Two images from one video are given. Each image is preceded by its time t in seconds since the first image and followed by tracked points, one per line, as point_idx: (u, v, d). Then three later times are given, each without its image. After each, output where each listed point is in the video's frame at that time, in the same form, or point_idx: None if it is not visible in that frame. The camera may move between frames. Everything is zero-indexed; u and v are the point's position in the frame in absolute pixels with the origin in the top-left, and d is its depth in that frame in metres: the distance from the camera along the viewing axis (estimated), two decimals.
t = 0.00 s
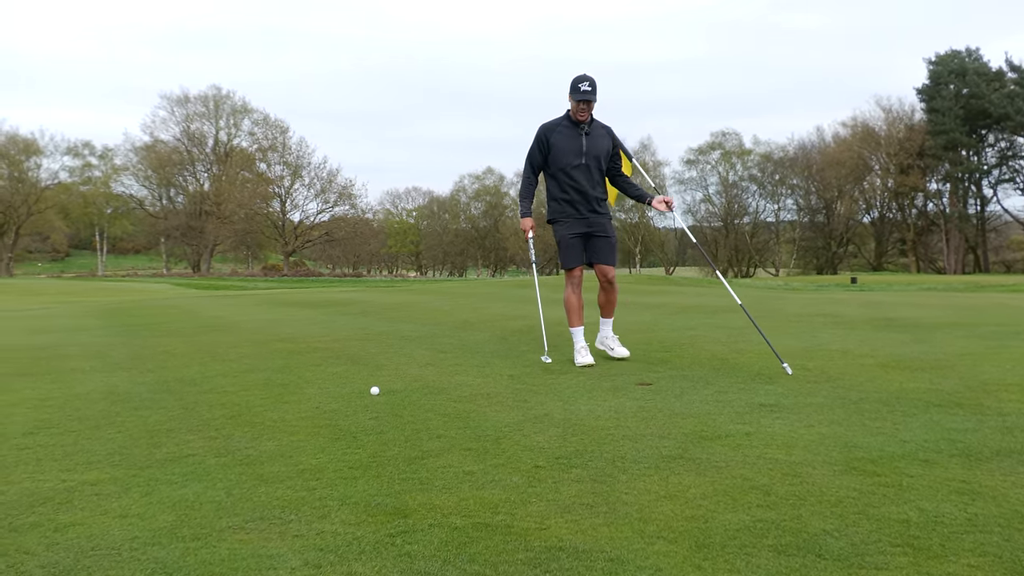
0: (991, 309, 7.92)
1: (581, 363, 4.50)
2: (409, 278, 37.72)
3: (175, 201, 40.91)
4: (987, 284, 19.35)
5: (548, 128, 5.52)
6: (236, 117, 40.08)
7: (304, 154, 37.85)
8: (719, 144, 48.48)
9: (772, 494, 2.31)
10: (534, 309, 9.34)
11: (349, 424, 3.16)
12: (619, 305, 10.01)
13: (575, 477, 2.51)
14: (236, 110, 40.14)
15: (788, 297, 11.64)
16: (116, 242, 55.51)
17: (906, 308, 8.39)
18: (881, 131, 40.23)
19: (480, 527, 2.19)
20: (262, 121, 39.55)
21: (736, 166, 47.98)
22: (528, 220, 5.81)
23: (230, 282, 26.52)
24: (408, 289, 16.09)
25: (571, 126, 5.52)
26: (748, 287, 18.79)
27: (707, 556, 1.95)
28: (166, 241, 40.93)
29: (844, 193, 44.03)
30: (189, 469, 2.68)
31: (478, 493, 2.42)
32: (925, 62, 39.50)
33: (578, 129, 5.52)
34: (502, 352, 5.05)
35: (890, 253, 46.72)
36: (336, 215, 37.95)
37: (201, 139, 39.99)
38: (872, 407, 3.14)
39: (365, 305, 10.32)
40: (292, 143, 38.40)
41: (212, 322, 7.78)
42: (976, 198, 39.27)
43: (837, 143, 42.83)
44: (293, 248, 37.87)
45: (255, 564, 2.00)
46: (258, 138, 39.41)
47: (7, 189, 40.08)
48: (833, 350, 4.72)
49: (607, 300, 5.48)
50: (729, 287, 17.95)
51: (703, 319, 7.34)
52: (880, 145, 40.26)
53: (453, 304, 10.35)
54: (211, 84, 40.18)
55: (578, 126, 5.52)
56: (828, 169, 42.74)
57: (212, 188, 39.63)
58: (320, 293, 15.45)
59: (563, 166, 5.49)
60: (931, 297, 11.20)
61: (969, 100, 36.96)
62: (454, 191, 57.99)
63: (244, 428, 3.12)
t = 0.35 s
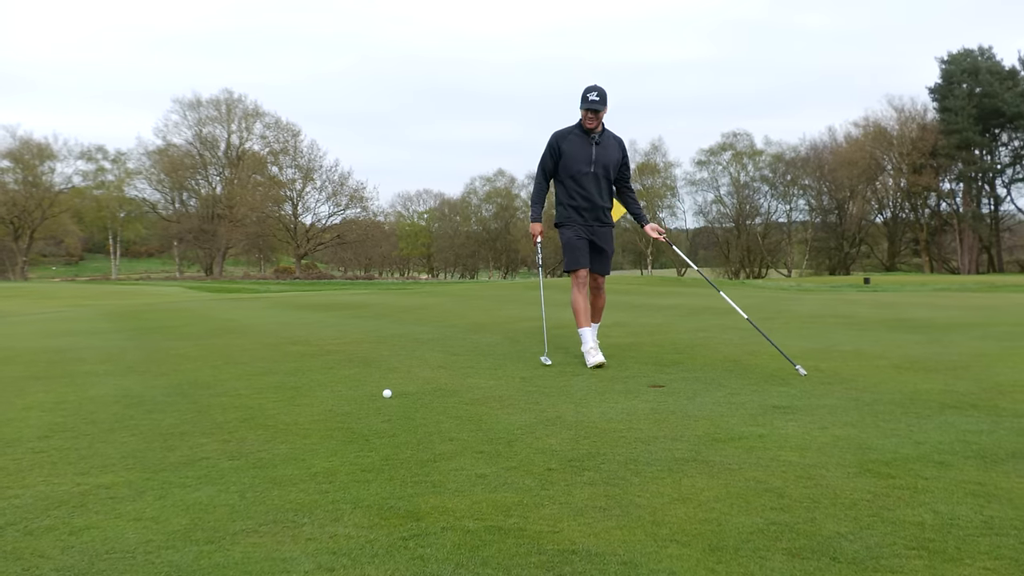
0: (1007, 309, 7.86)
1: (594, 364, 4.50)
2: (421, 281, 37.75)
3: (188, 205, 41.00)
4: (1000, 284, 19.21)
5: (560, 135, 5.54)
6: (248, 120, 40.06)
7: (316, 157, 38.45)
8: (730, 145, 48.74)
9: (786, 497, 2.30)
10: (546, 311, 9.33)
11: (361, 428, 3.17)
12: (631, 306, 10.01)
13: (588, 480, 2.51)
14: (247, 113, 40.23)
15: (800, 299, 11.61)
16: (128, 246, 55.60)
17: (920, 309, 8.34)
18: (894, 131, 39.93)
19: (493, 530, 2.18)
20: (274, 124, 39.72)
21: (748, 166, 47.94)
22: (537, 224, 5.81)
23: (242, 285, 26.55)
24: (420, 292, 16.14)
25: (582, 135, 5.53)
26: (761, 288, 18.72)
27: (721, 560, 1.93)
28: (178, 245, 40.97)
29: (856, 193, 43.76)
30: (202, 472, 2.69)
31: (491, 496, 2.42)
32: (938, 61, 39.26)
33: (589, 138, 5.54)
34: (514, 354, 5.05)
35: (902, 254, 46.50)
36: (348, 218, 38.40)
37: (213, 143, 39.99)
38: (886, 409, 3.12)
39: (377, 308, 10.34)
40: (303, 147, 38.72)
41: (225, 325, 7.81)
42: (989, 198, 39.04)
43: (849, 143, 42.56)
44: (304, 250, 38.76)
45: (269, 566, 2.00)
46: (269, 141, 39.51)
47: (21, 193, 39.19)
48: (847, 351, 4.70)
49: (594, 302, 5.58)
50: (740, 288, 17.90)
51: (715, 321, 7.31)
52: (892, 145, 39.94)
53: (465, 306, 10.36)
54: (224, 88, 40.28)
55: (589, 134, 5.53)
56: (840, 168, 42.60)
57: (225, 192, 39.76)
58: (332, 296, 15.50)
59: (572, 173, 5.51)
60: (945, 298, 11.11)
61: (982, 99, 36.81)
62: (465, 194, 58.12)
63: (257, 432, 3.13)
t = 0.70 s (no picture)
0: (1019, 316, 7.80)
1: (603, 371, 4.49)
2: (429, 285, 37.74)
3: (198, 211, 41.09)
4: (1011, 290, 19.09)
5: (562, 138, 5.56)
6: (257, 126, 40.47)
7: (325, 163, 38.43)
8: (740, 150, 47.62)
9: (796, 504, 2.29)
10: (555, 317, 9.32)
11: (370, 433, 3.17)
12: (639, 312, 9.99)
13: (597, 487, 2.50)
14: (257, 119, 40.53)
15: (810, 305, 11.55)
16: (138, 251, 55.82)
17: (931, 315, 8.29)
18: (903, 136, 39.81)
19: (502, 537, 2.18)
20: (283, 130, 40.04)
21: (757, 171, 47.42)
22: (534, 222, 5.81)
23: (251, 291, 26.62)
24: (428, 297, 16.15)
25: (585, 141, 5.53)
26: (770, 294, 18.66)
27: (730, 567, 1.92)
28: (187, 250, 41.04)
29: (865, 199, 43.56)
30: (211, 477, 2.69)
31: (499, 502, 2.42)
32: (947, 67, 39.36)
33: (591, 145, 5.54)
34: (522, 360, 5.05)
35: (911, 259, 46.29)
36: (356, 223, 38.53)
37: (223, 148, 40.31)
38: (896, 416, 3.11)
39: (385, 314, 10.36)
40: (312, 152, 38.99)
41: (234, 330, 7.83)
42: (999, 202, 39.03)
43: (857, 148, 42.49)
44: (313, 256, 38.34)
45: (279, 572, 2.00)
46: (279, 147, 39.84)
47: (32, 198, 39.24)
48: (857, 356, 4.69)
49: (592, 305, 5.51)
50: (749, 294, 17.84)
51: (724, 327, 7.29)
52: (902, 150, 39.82)
53: (473, 311, 10.36)
54: (233, 94, 40.55)
55: (591, 142, 5.52)
56: (849, 174, 42.40)
57: (234, 198, 39.83)
58: (341, 301, 15.54)
59: (568, 177, 5.51)
60: (956, 305, 11.04)
61: (993, 104, 37.09)
62: (473, 199, 58.28)
63: (266, 437, 3.14)
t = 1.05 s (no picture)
0: None
1: (608, 379, 4.48)
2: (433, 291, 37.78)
3: (203, 216, 41.07)
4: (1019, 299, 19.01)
5: (539, 152, 5.71)
6: (263, 132, 40.61)
7: (331, 168, 38.74)
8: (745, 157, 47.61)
9: (803, 511, 2.28)
10: (560, 323, 9.32)
11: (375, 439, 3.17)
12: (646, 318, 9.98)
13: (603, 493, 2.50)
14: (264, 125, 40.72)
15: (816, 312, 11.53)
16: (144, 255, 56.05)
17: (939, 323, 8.26)
18: (909, 144, 39.83)
19: (507, 543, 2.17)
20: (290, 135, 40.22)
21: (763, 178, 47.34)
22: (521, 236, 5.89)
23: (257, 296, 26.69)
24: (434, 303, 16.16)
25: (561, 152, 5.64)
26: (776, 301, 18.63)
27: None
28: (193, 255, 41.09)
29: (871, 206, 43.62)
30: (216, 482, 2.69)
31: (505, 509, 2.42)
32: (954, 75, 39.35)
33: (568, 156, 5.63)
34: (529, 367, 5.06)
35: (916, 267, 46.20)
36: (361, 229, 38.64)
37: (229, 154, 40.40)
38: (902, 424, 3.10)
39: (391, 319, 10.36)
40: (318, 158, 39.18)
41: (241, 335, 7.85)
42: (1006, 211, 38.68)
43: (863, 156, 42.45)
44: (318, 261, 38.54)
45: None
46: (285, 152, 40.00)
47: (38, 203, 39.49)
48: (863, 364, 4.69)
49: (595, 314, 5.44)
50: (755, 301, 17.81)
51: (730, 334, 7.29)
52: (908, 157, 39.91)
53: (479, 318, 10.38)
54: (240, 100, 40.71)
55: (568, 152, 5.61)
56: (854, 182, 42.31)
57: (240, 203, 39.83)
58: (347, 307, 15.57)
59: (548, 190, 5.64)
60: (964, 312, 11.00)
61: (999, 113, 36.98)
62: (478, 205, 58.43)
63: (271, 442, 3.14)
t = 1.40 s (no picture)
0: None
1: (613, 386, 4.47)
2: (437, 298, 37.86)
3: (207, 223, 41.07)
4: None
5: (499, 161, 5.81)
6: (268, 138, 40.84)
7: (335, 175, 38.84)
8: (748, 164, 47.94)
9: (808, 519, 2.28)
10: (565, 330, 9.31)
11: (379, 446, 3.17)
12: (650, 324, 9.97)
13: (607, 500, 2.50)
14: (268, 132, 40.90)
15: (821, 318, 11.51)
16: (149, 262, 56.12)
17: (945, 329, 8.24)
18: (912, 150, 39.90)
19: (512, 550, 2.17)
20: (294, 142, 40.40)
21: (766, 185, 47.53)
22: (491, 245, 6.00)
23: (261, 302, 26.68)
24: (438, 309, 16.14)
25: (518, 160, 5.68)
26: (781, 307, 18.59)
27: None
28: (197, 262, 41.18)
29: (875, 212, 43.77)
30: (220, 490, 2.69)
31: (509, 516, 2.41)
32: (957, 81, 39.36)
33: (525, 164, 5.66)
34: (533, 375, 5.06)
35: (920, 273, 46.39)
36: (366, 235, 38.87)
37: (233, 161, 40.53)
38: (908, 431, 3.09)
39: (394, 325, 10.35)
40: (322, 165, 39.33)
41: (245, 342, 7.84)
42: (1010, 217, 38.58)
43: (867, 162, 42.49)
44: (322, 268, 38.68)
45: None
46: (289, 159, 40.19)
47: (43, 210, 39.60)
48: (868, 371, 4.67)
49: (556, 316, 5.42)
50: (760, 307, 17.77)
51: (735, 340, 7.28)
52: (911, 164, 39.99)
53: (482, 324, 10.37)
54: (244, 107, 40.92)
55: (523, 159, 5.64)
56: (858, 188, 42.32)
57: (244, 210, 39.91)
58: (351, 313, 15.56)
59: (509, 199, 5.72)
60: (969, 318, 10.98)
61: (1003, 119, 37.03)
62: (482, 211, 58.59)
63: (275, 449, 3.14)
